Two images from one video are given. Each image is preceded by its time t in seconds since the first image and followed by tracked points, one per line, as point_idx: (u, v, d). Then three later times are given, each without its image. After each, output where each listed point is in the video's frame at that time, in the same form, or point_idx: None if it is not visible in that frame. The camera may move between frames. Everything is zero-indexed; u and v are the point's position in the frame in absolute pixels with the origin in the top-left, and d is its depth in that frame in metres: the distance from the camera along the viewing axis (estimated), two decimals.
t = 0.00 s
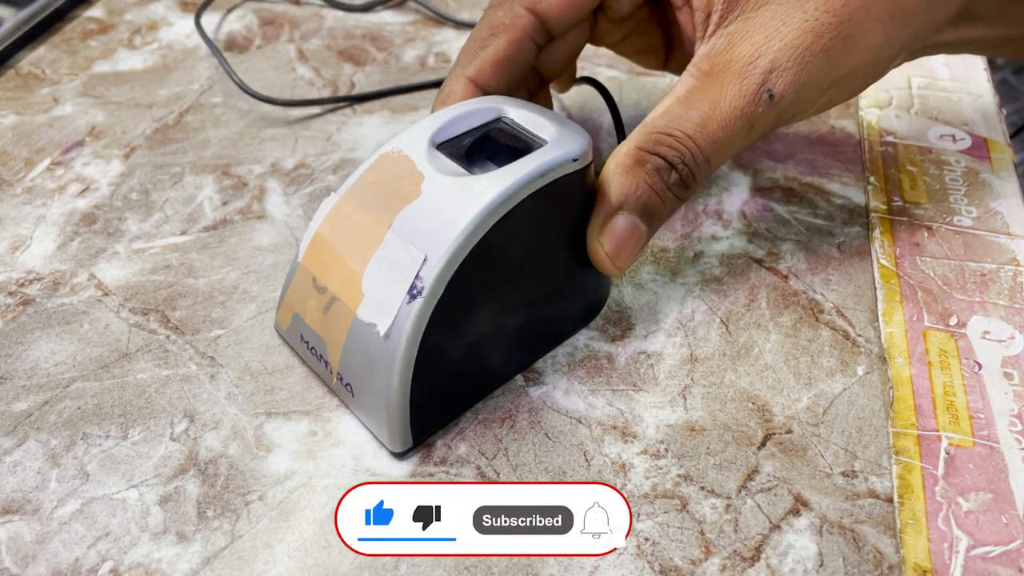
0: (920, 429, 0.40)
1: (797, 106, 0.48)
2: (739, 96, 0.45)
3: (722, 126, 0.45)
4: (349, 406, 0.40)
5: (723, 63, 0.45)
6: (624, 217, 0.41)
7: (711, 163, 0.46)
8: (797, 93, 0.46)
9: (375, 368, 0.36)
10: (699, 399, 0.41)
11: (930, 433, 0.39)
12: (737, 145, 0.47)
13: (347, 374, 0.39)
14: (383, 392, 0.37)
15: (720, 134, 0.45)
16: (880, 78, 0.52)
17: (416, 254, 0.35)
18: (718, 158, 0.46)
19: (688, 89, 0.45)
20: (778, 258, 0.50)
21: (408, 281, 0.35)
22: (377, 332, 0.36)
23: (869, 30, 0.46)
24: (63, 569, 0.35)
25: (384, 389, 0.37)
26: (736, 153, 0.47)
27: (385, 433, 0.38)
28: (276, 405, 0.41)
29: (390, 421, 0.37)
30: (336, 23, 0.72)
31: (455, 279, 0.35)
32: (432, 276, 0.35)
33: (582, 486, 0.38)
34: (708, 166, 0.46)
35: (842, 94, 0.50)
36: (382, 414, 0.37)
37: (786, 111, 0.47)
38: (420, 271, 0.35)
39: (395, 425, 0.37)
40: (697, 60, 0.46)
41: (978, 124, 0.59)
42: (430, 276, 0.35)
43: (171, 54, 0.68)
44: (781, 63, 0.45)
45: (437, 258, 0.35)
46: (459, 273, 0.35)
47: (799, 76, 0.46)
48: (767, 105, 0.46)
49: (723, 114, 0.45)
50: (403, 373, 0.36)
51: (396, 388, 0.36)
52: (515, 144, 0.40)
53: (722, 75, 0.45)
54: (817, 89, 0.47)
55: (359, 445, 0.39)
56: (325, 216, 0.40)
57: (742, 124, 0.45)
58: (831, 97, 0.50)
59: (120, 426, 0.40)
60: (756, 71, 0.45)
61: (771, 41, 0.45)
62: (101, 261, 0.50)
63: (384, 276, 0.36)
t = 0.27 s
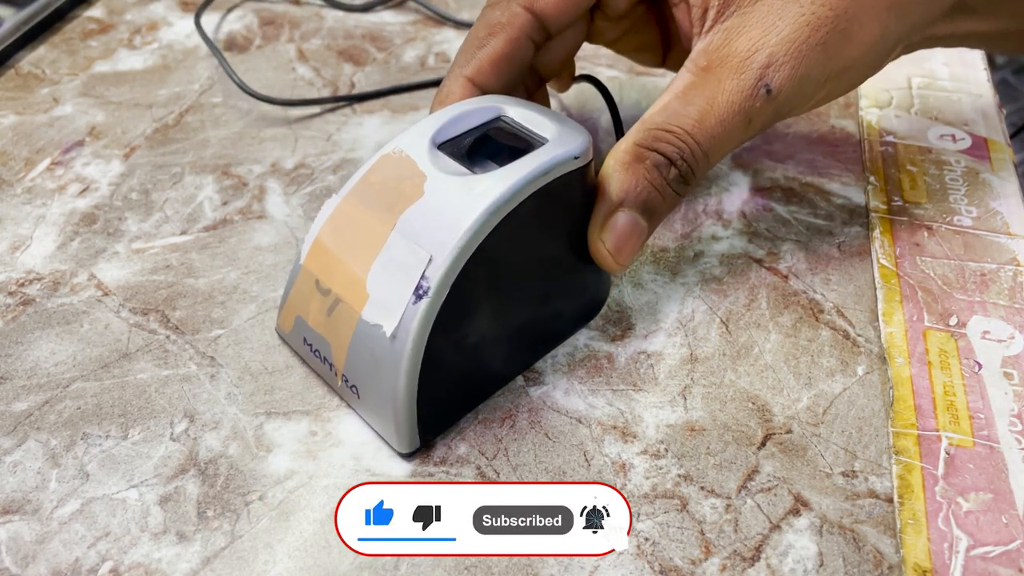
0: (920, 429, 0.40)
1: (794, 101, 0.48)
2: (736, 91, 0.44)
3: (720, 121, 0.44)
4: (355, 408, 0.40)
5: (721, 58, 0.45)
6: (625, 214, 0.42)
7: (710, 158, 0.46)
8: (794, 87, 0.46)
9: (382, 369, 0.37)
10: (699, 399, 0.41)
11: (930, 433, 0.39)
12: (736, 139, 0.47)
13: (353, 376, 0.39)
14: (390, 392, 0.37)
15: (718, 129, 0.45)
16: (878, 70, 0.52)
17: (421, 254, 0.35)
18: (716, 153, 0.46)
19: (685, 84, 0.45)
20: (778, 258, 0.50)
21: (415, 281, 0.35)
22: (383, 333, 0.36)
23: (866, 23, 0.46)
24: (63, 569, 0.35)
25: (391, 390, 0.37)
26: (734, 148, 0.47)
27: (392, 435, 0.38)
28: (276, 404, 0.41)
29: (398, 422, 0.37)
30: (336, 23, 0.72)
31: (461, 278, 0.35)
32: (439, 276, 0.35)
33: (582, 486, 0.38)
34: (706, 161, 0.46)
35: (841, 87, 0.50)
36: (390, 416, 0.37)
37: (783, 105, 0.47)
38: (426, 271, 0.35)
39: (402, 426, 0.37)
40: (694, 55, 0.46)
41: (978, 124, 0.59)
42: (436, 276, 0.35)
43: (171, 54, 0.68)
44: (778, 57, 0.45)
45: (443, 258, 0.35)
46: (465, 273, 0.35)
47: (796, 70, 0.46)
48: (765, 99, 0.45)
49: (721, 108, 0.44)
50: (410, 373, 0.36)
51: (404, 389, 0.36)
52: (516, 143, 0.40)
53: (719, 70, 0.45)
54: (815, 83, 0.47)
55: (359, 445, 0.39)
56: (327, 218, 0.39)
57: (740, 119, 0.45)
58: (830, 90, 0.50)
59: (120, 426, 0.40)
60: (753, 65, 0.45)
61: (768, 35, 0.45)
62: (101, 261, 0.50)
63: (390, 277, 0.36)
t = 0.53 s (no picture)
0: (920, 429, 0.40)
1: (791, 92, 0.48)
2: (732, 83, 0.45)
3: (717, 113, 0.45)
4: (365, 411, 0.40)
5: (716, 51, 0.45)
6: (626, 208, 0.42)
7: (708, 150, 0.46)
8: (791, 78, 0.46)
9: (395, 370, 0.37)
10: (699, 399, 0.41)
11: (930, 433, 0.39)
12: (734, 131, 0.47)
13: (363, 379, 0.39)
14: (405, 395, 0.37)
15: (716, 121, 0.45)
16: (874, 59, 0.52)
17: (431, 255, 0.35)
18: (714, 145, 0.46)
19: (682, 77, 0.45)
20: (778, 258, 0.50)
21: (426, 281, 0.35)
22: (396, 335, 0.36)
23: (860, 9, 0.46)
24: (63, 569, 0.35)
25: (405, 391, 0.37)
26: (732, 140, 0.47)
27: (406, 437, 0.38)
28: (277, 404, 0.41)
29: (411, 424, 0.37)
30: (336, 23, 0.72)
31: (471, 276, 0.36)
32: (450, 275, 0.35)
33: (582, 486, 0.38)
34: (705, 153, 0.46)
35: (837, 76, 0.50)
36: (403, 417, 0.37)
37: (780, 96, 0.47)
38: (438, 271, 0.35)
39: (415, 428, 0.37)
40: (690, 48, 0.46)
41: (978, 124, 0.59)
42: (448, 275, 0.35)
43: (171, 54, 0.68)
44: (774, 47, 0.45)
45: (454, 257, 0.35)
46: (475, 271, 0.36)
47: (792, 61, 0.46)
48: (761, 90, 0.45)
49: (717, 100, 0.44)
50: (424, 373, 0.36)
51: (417, 390, 0.36)
52: (518, 140, 0.40)
53: (715, 62, 0.45)
54: (811, 74, 0.47)
55: (359, 445, 0.39)
56: (331, 223, 0.39)
57: (737, 111, 0.45)
58: (826, 80, 0.50)
59: (120, 426, 0.40)
60: (749, 57, 0.45)
61: (763, 26, 0.45)
62: (101, 261, 0.50)
63: (400, 278, 0.36)
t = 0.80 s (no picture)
0: (920, 429, 0.39)
1: (786, 84, 0.48)
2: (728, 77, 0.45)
3: (713, 108, 0.45)
4: (373, 414, 0.40)
5: (711, 45, 0.45)
6: (626, 204, 0.42)
7: (704, 144, 0.46)
8: (787, 71, 0.46)
9: (405, 371, 0.36)
10: (699, 399, 0.41)
11: (930, 433, 0.39)
12: (730, 124, 0.47)
13: (371, 381, 0.39)
14: (415, 396, 0.36)
15: (712, 116, 0.45)
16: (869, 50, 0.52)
17: (438, 255, 0.35)
18: (711, 139, 0.46)
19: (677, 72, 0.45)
20: (778, 258, 0.49)
21: (434, 282, 0.35)
22: (405, 336, 0.36)
23: None
24: (63, 569, 0.35)
25: (415, 392, 0.36)
26: (728, 133, 0.47)
27: (415, 438, 0.38)
28: (277, 404, 0.41)
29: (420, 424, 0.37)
30: (336, 23, 0.72)
31: (478, 275, 0.36)
32: (458, 274, 0.35)
33: (582, 486, 0.38)
34: (701, 147, 0.46)
35: (834, 66, 0.50)
36: (413, 418, 0.37)
37: (776, 89, 0.47)
38: (445, 270, 0.35)
39: (425, 428, 0.37)
40: (685, 43, 0.46)
41: (978, 124, 0.59)
42: (456, 274, 0.35)
43: (171, 54, 0.68)
44: (769, 41, 0.45)
45: (461, 256, 0.35)
46: (482, 269, 0.36)
47: (787, 54, 0.45)
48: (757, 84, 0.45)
49: (713, 95, 0.45)
50: (434, 373, 0.36)
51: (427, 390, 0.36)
52: (519, 138, 0.40)
53: (710, 57, 0.45)
54: (806, 67, 0.47)
55: (359, 444, 0.39)
56: (335, 226, 0.39)
57: (733, 105, 0.45)
58: (822, 71, 0.50)
59: (120, 426, 0.40)
60: (744, 51, 0.45)
61: (757, 20, 0.45)
62: (101, 261, 0.50)
63: (407, 279, 0.36)
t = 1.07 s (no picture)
0: (920, 429, 0.39)
1: (780, 76, 0.48)
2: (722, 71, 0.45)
3: (708, 101, 0.45)
4: (388, 417, 0.40)
5: (705, 38, 0.45)
6: (626, 196, 0.43)
7: (700, 136, 0.46)
8: (780, 63, 0.46)
9: (421, 373, 0.36)
10: (699, 399, 0.41)
11: (930, 433, 0.39)
12: (726, 116, 0.47)
13: (385, 384, 0.38)
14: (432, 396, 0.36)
15: (708, 108, 0.45)
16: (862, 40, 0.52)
17: (451, 255, 0.35)
18: (707, 131, 0.47)
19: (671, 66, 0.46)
20: (778, 258, 0.49)
21: (448, 281, 0.35)
22: (420, 337, 0.36)
23: None
24: (63, 569, 0.35)
25: (432, 392, 0.36)
26: (724, 125, 0.48)
27: (433, 439, 0.38)
28: (277, 404, 0.41)
29: (439, 425, 0.37)
30: (336, 23, 0.72)
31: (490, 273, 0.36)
32: (472, 273, 0.35)
33: (582, 486, 0.38)
34: (697, 139, 0.46)
35: (826, 57, 0.50)
36: (432, 419, 0.37)
37: (770, 81, 0.48)
38: (459, 270, 0.35)
39: (443, 428, 0.37)
40: (679, 37, 0.46)
41: (978, 124, 0.59)
42: (469, 273, 0.35)
43: (171, 54, 0.68)
44: (762, 33, 0.45)
45: (474, 254, 0.35)
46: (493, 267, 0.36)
47: (781, 46, 0.45)
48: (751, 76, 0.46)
49: (708, 88, 0.45)
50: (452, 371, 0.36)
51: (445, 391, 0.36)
52: (520, 136, 0.40)
53: (704, 50, 0.45)
54: (799, 59, 0.48)
55: (359, 444, 0.39)
56: (340, 231, 0.39)
57: (728, 97, 0.46)
58: (815, 62, 0.50)
59: (120, 426, 0.40)
60: (738, 44, 0.45)
61: (750, 11, 0.45)
62: (101, 261, 0.50)
63: (419, 280, 0.36)
